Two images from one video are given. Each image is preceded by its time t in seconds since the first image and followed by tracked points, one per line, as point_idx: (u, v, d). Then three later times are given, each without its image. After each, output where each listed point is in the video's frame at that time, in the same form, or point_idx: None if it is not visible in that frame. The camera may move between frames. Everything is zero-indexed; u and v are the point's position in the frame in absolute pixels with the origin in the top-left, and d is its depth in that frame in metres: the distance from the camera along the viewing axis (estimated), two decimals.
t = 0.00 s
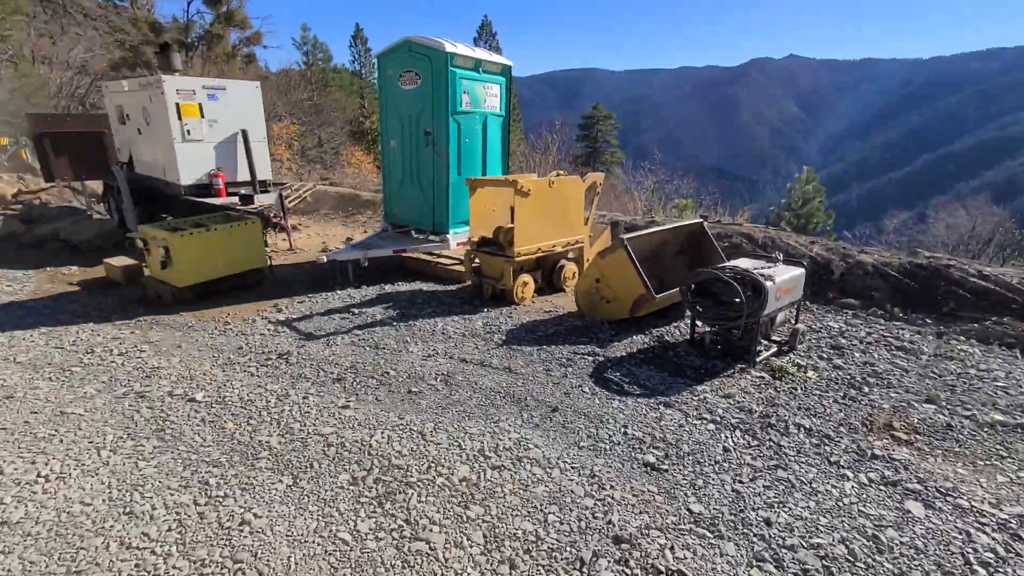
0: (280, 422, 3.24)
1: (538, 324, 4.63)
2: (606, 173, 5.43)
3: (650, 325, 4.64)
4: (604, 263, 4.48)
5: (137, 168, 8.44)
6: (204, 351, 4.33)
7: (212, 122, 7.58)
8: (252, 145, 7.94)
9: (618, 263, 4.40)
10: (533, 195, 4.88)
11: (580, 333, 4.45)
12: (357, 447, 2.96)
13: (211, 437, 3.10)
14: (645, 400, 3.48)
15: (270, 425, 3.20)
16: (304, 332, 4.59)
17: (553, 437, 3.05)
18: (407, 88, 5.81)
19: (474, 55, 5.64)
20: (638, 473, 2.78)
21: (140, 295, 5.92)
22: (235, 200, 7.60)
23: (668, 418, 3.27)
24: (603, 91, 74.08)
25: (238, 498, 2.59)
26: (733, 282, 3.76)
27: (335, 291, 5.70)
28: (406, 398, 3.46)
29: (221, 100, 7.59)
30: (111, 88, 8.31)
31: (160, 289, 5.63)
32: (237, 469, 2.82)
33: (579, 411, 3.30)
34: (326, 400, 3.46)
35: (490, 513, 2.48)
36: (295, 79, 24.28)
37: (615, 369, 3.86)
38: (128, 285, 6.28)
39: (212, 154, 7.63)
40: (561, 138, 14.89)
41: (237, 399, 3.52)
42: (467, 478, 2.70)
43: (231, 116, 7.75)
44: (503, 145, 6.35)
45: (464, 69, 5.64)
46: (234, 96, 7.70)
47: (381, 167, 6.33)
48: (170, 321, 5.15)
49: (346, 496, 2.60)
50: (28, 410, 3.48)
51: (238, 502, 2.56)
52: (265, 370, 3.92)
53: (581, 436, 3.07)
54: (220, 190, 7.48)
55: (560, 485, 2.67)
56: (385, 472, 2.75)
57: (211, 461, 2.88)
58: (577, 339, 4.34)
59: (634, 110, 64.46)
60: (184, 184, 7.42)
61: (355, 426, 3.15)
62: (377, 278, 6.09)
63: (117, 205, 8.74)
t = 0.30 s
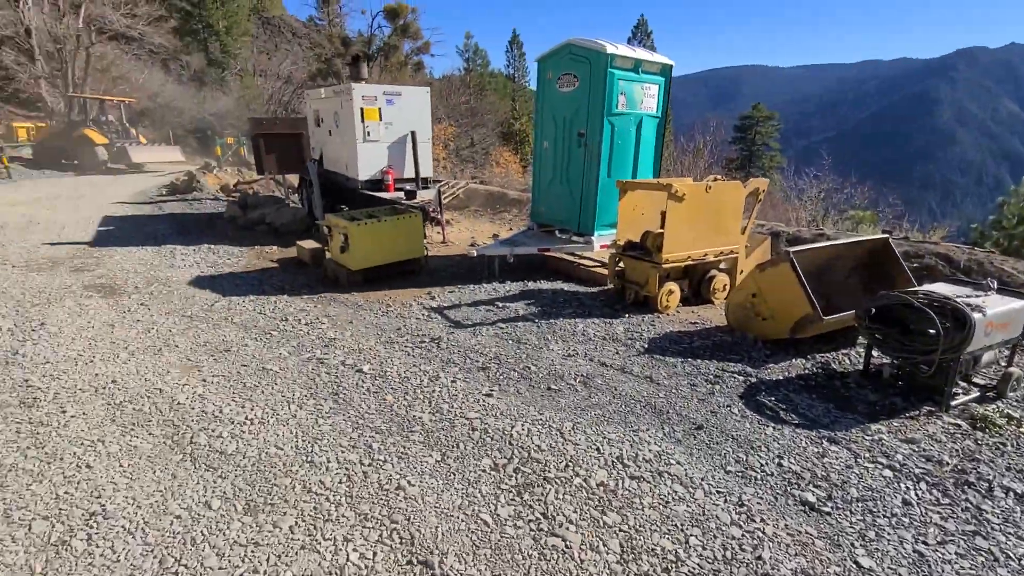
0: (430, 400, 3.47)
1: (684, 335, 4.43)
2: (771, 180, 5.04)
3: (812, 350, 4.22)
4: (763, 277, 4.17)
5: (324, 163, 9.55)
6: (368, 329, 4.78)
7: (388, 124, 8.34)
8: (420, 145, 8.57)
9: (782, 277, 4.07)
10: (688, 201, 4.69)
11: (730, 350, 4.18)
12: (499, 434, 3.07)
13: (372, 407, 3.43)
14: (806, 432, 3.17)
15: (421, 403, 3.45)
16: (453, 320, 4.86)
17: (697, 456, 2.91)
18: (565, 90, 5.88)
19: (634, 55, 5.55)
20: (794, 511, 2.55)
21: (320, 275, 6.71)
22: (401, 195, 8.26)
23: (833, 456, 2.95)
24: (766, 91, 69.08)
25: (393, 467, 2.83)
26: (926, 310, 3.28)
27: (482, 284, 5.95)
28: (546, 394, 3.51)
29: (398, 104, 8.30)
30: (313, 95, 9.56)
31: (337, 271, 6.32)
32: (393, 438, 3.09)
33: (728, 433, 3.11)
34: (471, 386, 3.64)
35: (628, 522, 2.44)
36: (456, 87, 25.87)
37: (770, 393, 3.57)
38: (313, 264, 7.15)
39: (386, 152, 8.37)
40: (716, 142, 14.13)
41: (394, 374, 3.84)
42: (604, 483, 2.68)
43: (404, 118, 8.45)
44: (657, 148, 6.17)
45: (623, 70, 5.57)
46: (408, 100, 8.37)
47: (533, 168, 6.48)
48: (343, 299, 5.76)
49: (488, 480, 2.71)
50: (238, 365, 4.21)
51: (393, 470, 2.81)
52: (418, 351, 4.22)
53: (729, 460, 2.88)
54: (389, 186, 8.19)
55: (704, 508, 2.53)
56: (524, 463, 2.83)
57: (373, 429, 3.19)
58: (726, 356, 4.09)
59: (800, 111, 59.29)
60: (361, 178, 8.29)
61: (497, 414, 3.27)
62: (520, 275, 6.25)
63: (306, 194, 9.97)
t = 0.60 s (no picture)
0: (540, 408, 3.50)
1: (812, 363, 4.11)
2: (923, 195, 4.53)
3: (969, 392, 3.73)
4: (914, 305, 3.78)
5: (441, 169, 9.97)
6: (477, 332, 4.91)
7: (502, 131, 8.52)
8: (532, 152, 8.69)
9: (938, 304, 3.66)
10: (823, 215, 4.36)
11: (867, 384, 3.81)
12: (610, 451, 3.02)
13: (482, 409, 3.52)
14: (964, 485, 2.79)
15: (531, 409, 3.48)
16: (561, 328, 4.86)
17: (829, 499, 2.68)
18: (688, 96, 5.68)
19: (767, 59, 5.24)
20: None
21: (435, 275, 6.99)
22: (511, 201, 8.42)
23: (1002, 518, 2.56)
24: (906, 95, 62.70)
25: (503, 471, 2.89)
26: None
27: (589, 293, 5.91)
28: (659, 414, 3.41)
29: (514, 112, 8.47)
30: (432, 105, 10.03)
31: (449, 272, 6.57)
32: (503, 442, 3.15)
33: (866, 478, 2.83)
34: (580, 398, 3.61)
35: (750, 564, 2.29)
36: (566, 92, 25.95)
37: (920, 438, 3.19)
38: (427, 265, 7.46)
39: (498, 159, 8.58)
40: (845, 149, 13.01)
41: (503, 379, 3.92)
42: (724, 517, 2.54)
43: (518, 125, 8.58)
44: (786, 157, 5.79)
45: (753, 74, 5.28)
46: (524, 108, 8.52)
47: (648, 175, 6.34)
48: (455, 300, 5.96)
49: (599, 497, 2.68)
50: (362, 356, 4.52)
51: (504, 474, 2.87)
52: (526, 358, 4.27)
53: (868, 509, 2.62)
54: (500, 192, 8.39)
55: (841, 560, 2.31)
56: (637, 484, 2.76)
57: (483, 430, 3.28)
58: (863, 391, 3.72)
59: (947, 116, 53.13)
60: (473, 184, 8.55)
61: (607, 429, 3.23)
62: (628, 286, 6.13)
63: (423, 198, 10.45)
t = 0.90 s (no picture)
0: (632, 440, 3.37)
1: (945, 413, 3.67)
2: None
3: None
4: None
5: (529, 187, 10.05)
6: (566, 354, 4.85)
7: (594, 150, 8.45)
8: (624, 171, 8.53)
9: None
10: (961, 245, 3.93)
11: (1015, 441, 3.34)
12: (709, 493, 2.85)
13: (572, 436, 3.45)
14: None
15: (623, 441, 3.36)
16: (652, 356, 4.69)
17: None
18: (799, 113, 5.37)
19: (894, 72, 4.84)
20: None
21: (522, 293, 7.00)
22: (600, 220, 8.32)
23: None
24: None
25: (593, 505, 2.80)
26: None
27: (682, 319, 5.69)
28: (763, 457, 3.17)
29: (607, 131, 8.36)
30: (525, 123, 10.13)
31: (536, 290, 6.55)
32: (593, 473, 3.05)
33: (1021, 554, 2.45)
34: (675, 432, 3.44)
35: None
36: (659, 109, 25.48)
37: None
38: (514, 283, 7.48)
39: (588, 178, 8.51)
40: (974, 169, 11.77)
41: (593, 405, 3.83)
42: None
43: (611, 145, 8.47)
44: (913, 177, 5.30)
45: (877, 88, 4.89)
46: (618, 127, 8.37)
47: (753, 197, 6.06)
48: (542, 320, 5.93)
49: (698, 545, 2.51)
50: (451, 371, 4.59)
51: (594, 508, 2.77)
52: (617, 384, 4.14)
53: None
54: (588, 211, 8.31)
55: None
56: (741, 534, 2.57)
57: (572, 459, 3.21)
58: (1010, 449, 3.27)
59: None
60: (563, 203, 8.56)
61: (706, 469, 3.05)
62: (725, 314, 5.84)
63: (512, 216, 10.56)
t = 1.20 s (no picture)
0: (718, 479, 3.15)
1: None
2: None
3: None
4: None
5: (608, 204, 9.88)
6: (645, 379, 4.65)
7: (679, 167, 8.18)
8: (711, 189, 8.18)
9: None
10: None
11: None
12: (807, 548, 2.60)
13: (652, 469, 3.28)
14: None
15: (708, 479, 3.15)
16: (739, 387, 4.40)
17: None
18: (916, 128, 4.94)
19: None
20: None
21: (600, 312, 6.84)
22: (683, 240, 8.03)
23: None
24: None
25: (674, 548, 2.62)
26: None
27: (773, 348, 5.33)
28: (870, 512, 2.86)
29: (694, 148, 8.07)
30: (607, 140, 9.99)
31: (614, 310, 6.39)
32: (674, 513, 2.87)
33: None
34: (766, 474, 3.19)
35: None
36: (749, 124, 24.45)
37: None
38: (591, 301, 7.32)
39: (672, 196, 8.26)
40: None
41: (675, 437, 3.63)
42: None
43: (698, 162, 8.16)
44: None
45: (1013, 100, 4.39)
46: (705, 143, 8.07)
47: (859, 218, 5.63)
48: (620, 341, 5.76)
49: None
50: (525, 389, 4.53)
51: (676, 552, 2.60)
52: (701, 416, 3.91)
53: None
54: (671, 230, 8.05)
55: None
56: None
57: (651, 494, 3.04)
58: None
59: None
60: (644, 222, 8.37)
61: (802, 520, 2.79)
62: (823, 345, 5.43)
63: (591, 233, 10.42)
